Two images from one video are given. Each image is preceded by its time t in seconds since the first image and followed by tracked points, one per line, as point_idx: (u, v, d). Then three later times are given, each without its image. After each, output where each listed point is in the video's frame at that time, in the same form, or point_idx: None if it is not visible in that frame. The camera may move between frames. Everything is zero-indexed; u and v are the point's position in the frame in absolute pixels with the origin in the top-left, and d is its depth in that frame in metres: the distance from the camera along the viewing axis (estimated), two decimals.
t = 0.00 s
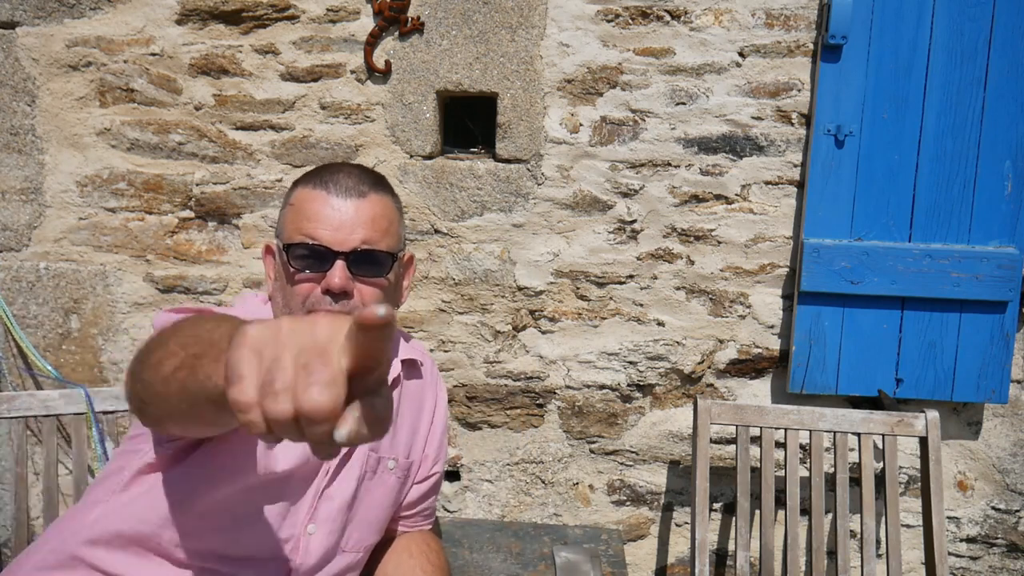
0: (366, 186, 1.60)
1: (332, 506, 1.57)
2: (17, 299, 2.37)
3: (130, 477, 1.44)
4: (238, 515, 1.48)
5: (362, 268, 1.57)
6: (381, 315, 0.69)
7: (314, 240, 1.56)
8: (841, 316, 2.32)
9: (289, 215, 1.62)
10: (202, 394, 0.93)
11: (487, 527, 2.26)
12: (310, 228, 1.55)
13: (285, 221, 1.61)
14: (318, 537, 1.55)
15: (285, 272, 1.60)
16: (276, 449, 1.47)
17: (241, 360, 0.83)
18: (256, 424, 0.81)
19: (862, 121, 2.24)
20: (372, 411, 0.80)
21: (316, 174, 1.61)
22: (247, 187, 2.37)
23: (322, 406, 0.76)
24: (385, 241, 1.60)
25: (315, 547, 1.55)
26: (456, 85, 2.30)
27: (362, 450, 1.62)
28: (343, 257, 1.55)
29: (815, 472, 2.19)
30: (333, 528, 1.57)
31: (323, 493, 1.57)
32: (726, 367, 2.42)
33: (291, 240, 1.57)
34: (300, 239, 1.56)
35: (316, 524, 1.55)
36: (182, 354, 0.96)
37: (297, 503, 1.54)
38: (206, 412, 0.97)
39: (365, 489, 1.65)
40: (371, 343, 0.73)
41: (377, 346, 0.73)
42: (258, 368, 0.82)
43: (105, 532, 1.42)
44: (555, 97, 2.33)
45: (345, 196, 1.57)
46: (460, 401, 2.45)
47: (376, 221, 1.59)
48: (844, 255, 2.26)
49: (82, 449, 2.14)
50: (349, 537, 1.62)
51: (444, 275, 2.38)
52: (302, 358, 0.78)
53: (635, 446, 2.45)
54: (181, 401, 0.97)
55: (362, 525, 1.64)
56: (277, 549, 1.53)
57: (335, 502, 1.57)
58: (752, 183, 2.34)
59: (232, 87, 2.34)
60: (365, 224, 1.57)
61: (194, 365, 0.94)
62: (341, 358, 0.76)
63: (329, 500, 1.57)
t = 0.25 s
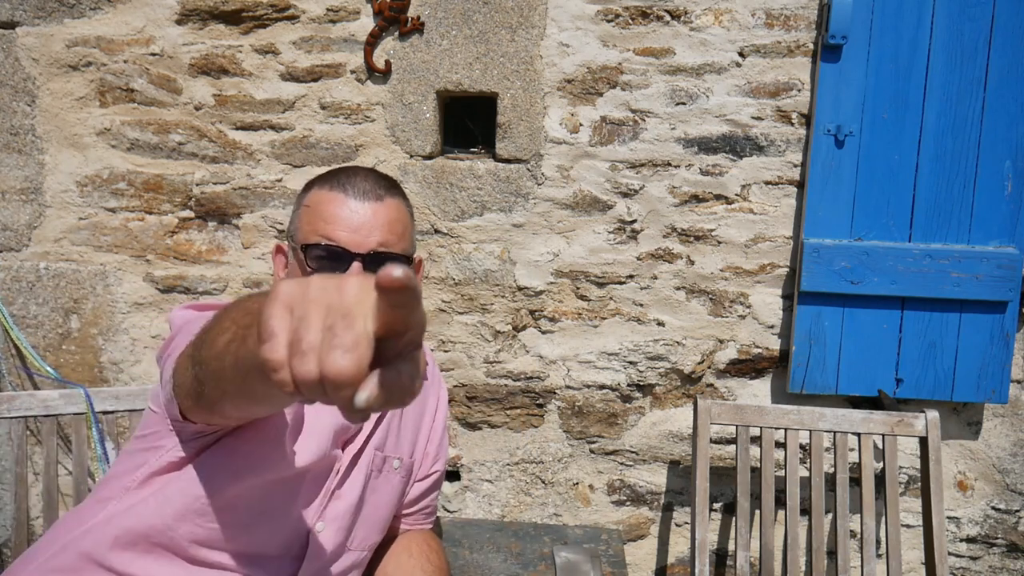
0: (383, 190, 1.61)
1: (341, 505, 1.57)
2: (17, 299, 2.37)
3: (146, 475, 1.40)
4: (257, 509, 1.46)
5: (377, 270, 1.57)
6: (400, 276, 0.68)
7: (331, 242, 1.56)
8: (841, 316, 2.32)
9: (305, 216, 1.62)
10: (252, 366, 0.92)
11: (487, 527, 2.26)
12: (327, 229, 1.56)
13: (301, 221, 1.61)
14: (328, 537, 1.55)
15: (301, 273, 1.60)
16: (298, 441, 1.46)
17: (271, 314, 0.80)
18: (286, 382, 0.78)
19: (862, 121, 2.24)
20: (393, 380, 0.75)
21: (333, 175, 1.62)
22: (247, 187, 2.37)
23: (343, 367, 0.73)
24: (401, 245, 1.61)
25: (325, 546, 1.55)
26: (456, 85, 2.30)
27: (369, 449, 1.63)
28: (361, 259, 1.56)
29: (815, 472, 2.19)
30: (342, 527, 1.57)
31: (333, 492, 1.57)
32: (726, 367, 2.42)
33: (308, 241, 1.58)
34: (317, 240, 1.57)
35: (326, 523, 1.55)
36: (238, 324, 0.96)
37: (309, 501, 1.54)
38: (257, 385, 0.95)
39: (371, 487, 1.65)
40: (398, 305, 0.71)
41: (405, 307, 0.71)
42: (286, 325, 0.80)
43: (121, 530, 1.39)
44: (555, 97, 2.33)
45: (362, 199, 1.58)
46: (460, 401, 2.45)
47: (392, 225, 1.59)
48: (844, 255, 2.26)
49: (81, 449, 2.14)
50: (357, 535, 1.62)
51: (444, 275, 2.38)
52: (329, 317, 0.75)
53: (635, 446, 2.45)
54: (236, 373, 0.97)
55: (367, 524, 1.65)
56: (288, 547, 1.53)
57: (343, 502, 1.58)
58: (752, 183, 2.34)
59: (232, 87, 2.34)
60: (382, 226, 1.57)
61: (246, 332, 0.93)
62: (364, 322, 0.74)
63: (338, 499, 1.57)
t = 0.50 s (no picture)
0: (384, 192, 1.60)
1: (340, 506, 1.57)
2: (17, 299, 2.37)
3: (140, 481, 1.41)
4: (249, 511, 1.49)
5: (377, 273, 1.58)
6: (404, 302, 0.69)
7: (331, 245, 1.56)
8: (841, 316, 2.32)
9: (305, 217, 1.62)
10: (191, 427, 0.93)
11: (487, 527, 2.26)
12: (327, 231, 1.56)
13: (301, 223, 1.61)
14: (325, 537, 1.56)
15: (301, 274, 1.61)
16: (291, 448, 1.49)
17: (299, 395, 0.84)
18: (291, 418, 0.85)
19: (862, 121, 2.24)
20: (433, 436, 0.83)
21: (334, 177, 1.61)
22: (247, 187, 2.37)
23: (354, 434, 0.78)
24: (401, 247, 1.61)
25: (323, 546, 1.55)
26: (456, 85, 2.30)
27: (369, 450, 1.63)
28: (360, 263, 1.56)
29: (815, 472, 2.19)
30: (341, 528, 1.57)
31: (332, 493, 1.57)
32: (726, 367, 2.42)
33: (308, 243, 1.58)
34: (318, 243, 1.57)
35: (324, 524, 1.56)
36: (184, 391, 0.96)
37: (306, 503, 1.54)
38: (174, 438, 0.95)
39: (373, 489, 1.65)
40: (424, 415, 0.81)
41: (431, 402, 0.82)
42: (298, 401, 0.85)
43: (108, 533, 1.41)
44: (555, 97, 2.33)
45: (362, 201, 1.58)
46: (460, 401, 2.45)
47: (392, 227, 1.59)
48: (844, 255, 2.26)
49: (81, 450, 2.13)
50: (358, 537, 1.63)
51: (444, 275, 2.38)
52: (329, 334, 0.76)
53: (635, 446, 2.45)
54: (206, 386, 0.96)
55: (368, 526, 1.64)
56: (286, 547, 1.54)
57: (343, 503, 1.57)
58: (752, 183, 2.34)
59: (232, 86, 2.34)
60: (382, 229, 1.57)
61: (196, 398, 0.94)
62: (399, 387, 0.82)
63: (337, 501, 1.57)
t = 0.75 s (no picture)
0: (367, 190, 1.61)
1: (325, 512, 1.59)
2: (17, 299, 2.37)
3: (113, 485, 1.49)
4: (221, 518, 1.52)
5: (361, 272, 1.58)
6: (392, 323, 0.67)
7: (313, 245, 1.56)
8: (841, 315, 2.32)
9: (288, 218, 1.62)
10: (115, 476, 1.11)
11: (487, 527, 2.26)
12: (309, 232, 1.57)
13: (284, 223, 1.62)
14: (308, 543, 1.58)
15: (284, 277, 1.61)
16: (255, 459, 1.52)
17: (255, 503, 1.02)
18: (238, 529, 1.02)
19: (862, 121, 2.24)
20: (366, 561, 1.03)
21: (317, 177, 1.61)
22: (247, 187, 2.37)
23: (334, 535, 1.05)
24: (385, 246, 1.61)
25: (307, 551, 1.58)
26: (456, 85, 2.30)
27: (356, 455, 1.63)
28: (343, 263, 1.56)
29: (815, 472, 2.19)
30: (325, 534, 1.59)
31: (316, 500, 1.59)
32: (726, 367, 2.42)
33: (290, 244, 1.58)
34: (300, 244, 1.57)
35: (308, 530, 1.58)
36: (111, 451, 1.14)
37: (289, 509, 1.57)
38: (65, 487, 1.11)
39: (364, 495, 1.65)
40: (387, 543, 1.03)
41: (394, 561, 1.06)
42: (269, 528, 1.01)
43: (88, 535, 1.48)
44: (555, 97, 2.33)
45: (344, 201, 1.58)
46: (460, 401, 2.45)
47: (376, 226, 1.59)
48: (844, 255, 2.26)
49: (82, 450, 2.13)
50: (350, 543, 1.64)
51: (444, 275, 2.38)
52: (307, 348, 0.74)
53: (635, 446, 2.45)
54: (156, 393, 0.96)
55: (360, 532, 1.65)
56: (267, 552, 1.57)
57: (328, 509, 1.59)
58: (752, 183, 2.34)
59: (232, 87, 2.34)
60: (365, 227, 1.58)
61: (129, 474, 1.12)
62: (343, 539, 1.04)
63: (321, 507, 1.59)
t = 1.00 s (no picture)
0: (354, 182, 1.60)
1: (328, 507, 1.57)
2: (17, 298, 2.37)
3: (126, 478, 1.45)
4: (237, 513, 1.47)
5: (350, 263, 1.57)
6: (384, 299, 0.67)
7: (301, 238, 1.56)
8: (841, 315, 2.32)
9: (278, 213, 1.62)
10: (163, 377, 0.91)
11: (487, 527, 2.26)
12: (297, 224, 1.56)
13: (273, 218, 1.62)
14: (314, 539, 1.54)
15: (274, 271, 1.61)
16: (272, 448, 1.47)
17: (225, 324, 0.80)
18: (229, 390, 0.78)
19: (862, 121, 2.24)
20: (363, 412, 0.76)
21: (304, 171, 1.61)
22: (247, 187, 2.37)
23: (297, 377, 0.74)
24: (373, 236, 1.60)
25: (313, 548, 1.54)
26: (456, 85, 2.30)
27: (357, 451, 1.62)
28: (332, 254, 1.56)
29: (815, 472, 2.19)
30: (329, 529, 1.56)
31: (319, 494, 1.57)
32: (726, 367, 2.42)
33: (279, 239, 1.58)
34: (288, 237, 1.57)
35: (312, 526, 1.54)
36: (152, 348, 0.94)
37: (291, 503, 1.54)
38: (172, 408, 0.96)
39: (362, 489, 1.64)
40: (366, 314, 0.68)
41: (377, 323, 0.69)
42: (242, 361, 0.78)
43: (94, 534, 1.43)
44: (555, 97, 2.33)
45: (332, 192, 1.58)
46: (460, 401, 2.45)
47: (364, 217, 1.59)
48: (844, 255, 2.26)
49: (81, 451, 2.12)
50: (348, 538, 1.61)
51: (444, 275, 2.39)
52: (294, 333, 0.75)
53: (635, 446, 2.45)
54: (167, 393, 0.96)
55: (357, 527, 1.64)
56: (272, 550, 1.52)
57: (331, 504, 1.57)
58: (752, 183, 2.34)
59: (232, 87, 2.34)
60: (352, 218, 1.57)
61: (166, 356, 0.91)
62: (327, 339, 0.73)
63: (325, 501, 1.57)
